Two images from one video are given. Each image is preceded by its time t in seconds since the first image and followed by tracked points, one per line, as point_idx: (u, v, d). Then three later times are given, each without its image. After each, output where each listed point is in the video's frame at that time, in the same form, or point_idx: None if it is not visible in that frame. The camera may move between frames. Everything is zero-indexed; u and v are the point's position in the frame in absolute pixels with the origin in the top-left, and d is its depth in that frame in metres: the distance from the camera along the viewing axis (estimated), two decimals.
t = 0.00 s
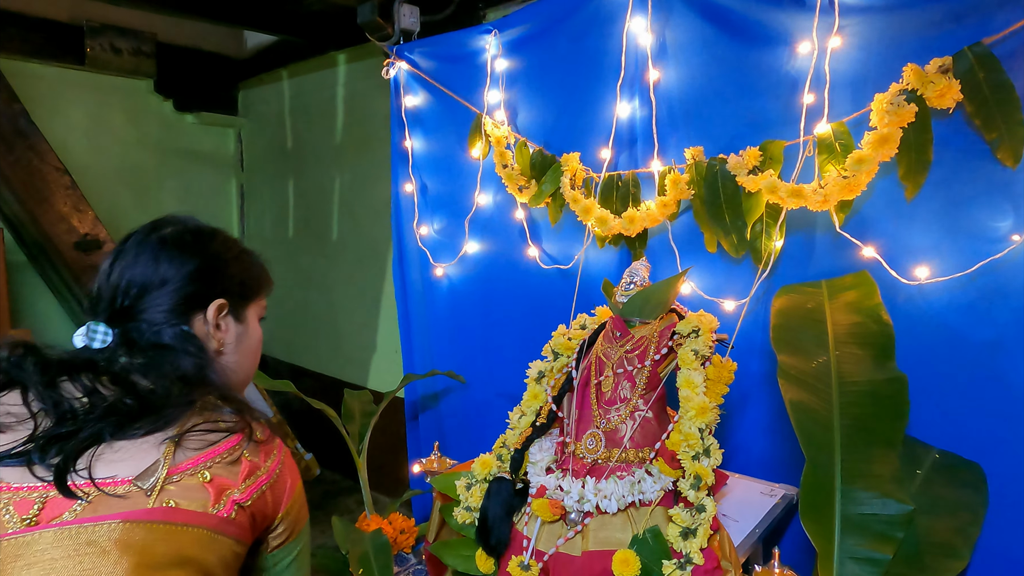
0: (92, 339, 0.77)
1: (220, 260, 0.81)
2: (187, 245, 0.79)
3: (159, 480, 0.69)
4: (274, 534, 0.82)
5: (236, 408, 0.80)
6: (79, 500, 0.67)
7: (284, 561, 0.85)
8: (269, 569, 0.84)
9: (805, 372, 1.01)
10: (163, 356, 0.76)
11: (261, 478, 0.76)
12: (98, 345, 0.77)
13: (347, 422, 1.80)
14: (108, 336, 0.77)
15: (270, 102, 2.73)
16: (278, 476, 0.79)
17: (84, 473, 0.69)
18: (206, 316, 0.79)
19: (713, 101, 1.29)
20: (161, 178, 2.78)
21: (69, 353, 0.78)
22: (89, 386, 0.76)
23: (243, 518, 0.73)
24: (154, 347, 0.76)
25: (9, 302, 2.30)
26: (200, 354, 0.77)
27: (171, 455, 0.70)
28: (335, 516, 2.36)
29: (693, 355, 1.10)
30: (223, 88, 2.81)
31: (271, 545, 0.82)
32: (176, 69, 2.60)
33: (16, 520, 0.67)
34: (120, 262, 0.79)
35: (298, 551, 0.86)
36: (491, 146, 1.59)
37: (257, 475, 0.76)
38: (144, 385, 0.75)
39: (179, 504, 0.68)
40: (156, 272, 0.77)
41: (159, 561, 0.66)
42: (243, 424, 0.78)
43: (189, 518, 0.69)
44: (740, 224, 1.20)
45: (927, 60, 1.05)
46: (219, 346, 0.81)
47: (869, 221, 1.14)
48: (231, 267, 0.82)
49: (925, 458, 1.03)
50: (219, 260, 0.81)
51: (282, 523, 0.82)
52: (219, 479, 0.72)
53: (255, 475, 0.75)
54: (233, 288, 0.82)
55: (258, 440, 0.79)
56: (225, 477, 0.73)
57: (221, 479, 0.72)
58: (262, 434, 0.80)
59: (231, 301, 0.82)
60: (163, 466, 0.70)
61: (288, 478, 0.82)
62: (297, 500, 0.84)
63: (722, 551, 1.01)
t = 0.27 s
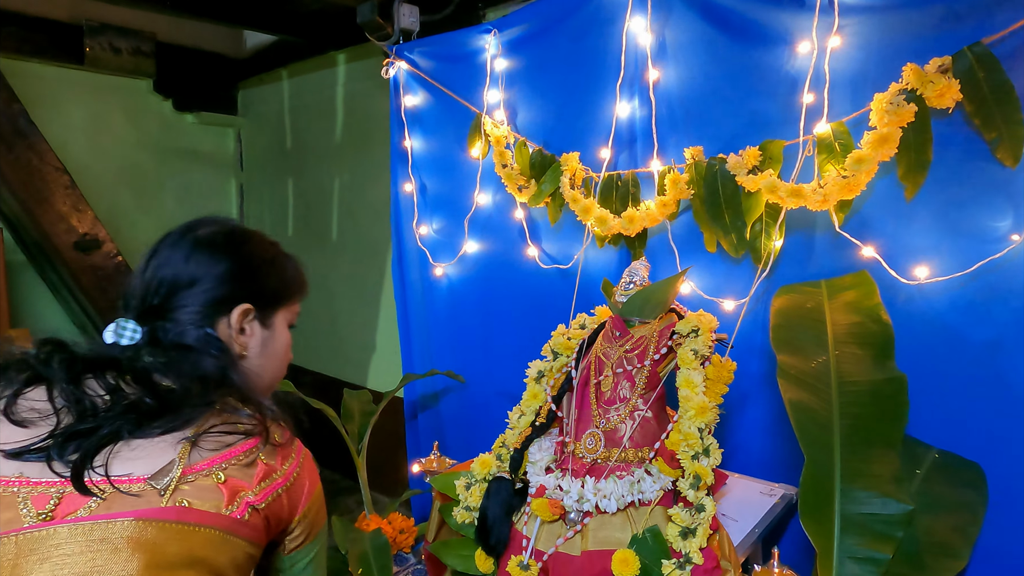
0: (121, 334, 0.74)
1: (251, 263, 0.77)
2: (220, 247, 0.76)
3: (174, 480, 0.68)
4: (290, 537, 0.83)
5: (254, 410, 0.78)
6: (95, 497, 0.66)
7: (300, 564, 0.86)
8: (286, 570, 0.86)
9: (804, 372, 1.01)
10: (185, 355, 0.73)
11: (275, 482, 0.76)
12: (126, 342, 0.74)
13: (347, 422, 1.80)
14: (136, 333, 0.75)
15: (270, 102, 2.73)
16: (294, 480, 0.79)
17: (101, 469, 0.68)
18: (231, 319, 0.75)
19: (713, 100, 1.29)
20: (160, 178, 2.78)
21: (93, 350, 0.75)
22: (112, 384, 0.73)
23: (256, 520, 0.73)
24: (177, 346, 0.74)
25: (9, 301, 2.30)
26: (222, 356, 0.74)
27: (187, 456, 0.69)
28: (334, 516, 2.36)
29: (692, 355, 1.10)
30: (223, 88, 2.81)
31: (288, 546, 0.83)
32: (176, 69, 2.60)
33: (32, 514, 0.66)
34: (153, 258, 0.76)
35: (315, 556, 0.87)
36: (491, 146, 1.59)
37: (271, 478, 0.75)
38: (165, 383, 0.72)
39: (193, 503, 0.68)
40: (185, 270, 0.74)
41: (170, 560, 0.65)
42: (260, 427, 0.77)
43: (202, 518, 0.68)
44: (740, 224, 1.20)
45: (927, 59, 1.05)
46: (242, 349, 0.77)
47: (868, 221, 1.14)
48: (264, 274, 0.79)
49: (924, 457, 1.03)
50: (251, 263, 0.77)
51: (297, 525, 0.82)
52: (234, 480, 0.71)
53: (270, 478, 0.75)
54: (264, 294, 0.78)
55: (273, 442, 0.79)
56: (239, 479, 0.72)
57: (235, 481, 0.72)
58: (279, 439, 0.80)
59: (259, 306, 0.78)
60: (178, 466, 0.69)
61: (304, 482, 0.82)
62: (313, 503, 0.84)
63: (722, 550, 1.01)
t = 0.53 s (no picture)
0: (145, 334, 0.77)
1: (281, 272, 0.80)
2: (248, 254, 0.78)
3: (181, 483, 0.68)
4: (300, 543, 0.82)
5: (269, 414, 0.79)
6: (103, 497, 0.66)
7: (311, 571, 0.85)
8: None
9: (803, 372, 1.01)
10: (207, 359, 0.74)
11: (283, 488, 0.76)
12: (150, 341, 0.77)
13: (346, 422, 1.80)
14: (161, 334, 0.77)
15: (269, 102, 2.73)
16: (303, 487, 0.79)
17: (110, 469, 0.67)
18: (254, 326, 0.78)
19: (712, 101, 1.29)
20: (160, 178, 2.77)
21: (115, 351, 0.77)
22: (129, 384, 0.73)
23: (263, 525, 0.73)
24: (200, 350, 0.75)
25: (8, 302, 2.29)
26: (243, 362, 0.76)
27: (196, 458, 0.69)
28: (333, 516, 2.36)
29: (691, 355, 1.10)
30: (222, 88, 2.81)
31: (299, 553, 0.83)
32: (176, 69, 2.59)
33: (40, 511, 0.66)
34: (184, 263, 0.79)
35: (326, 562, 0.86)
36: (490, 146, 1.59)
37: (278, 483, 0.75)
38: (181, 386, 0.73)
39: (198, 506, 0.67)
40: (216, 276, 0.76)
41: (172, 564, 0.65)
42: (272, 433, 0.76)
43: (207, 523, 0.67)
44: (740, 225, 1.20)
45: (926, 60, 1.05)
46: (262, 356, 0.80)
47: (868, 221, 1.14)
48: (288, 282, 0.81)
49: (924, 457, 1.03)
50: (279, 274, 0.80)
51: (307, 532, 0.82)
52: (241, 483, 0.71)
53: (279, 484, 0.75)
54: (289, 302, 0.81)
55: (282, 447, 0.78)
56: (246, 483, 0.72)
57: (242, 485, 0.71)
58: (291, 445, 0.80)
59: (282, 313, 0.81)
60: (187, 468, 0.68)
61: (315, 489, 0.82)
62: (323, 510, 0.84)
63: (721, 551, 1.01)
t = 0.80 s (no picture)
0: (126, 312, 0.67)
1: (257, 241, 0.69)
2: (233, 223, 0.68)
3: (152, 477, 0.60)
4: (297, 517, 0.71)
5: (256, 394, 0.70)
6: (70, 497, 0.59)
7: (309, 546, 0.72)
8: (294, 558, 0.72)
9: (803, 372, 1.01)
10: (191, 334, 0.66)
11: (269, 467, 0.66)
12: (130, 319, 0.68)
13: (346, 423, 1.80)
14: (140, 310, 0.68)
15: (270, 102, 2.73)
16: (293, 463, 0.69)
17: (78, 467, 0.60)
18: (241, 299, 0.68)
19: (713, 101, 1.30)
20: (160, 178, 2.77)
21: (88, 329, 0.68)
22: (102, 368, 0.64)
23: (247, 513, 0.64)
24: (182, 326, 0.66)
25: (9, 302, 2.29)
26: (229, 338, 0.67)
27: (167, 448, 0.61)
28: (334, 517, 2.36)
29: (691, 356, 1.10)
30: (224, 89, 2.81)
31: (297, 525, 0.71)
32: (177, 70, 2.60)
33: (5, 514, 0.59)
34: (163, 230, 0.68)
35: (327, 531, 0.74)
36: (491, 147, 1.59)
37: (264, 465, 0.66)
38: (158, 367, 0.64)
39: (172, 500, 0.60)
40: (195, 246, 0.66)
41: (144, 562, 0.58)
42: (250, 412, 0.67)
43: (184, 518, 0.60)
44: (740, 225, 1.20)
45: (927, 61, 1.05)
46: (252, 330, 0.70)
47: (868, 222, 1.14)
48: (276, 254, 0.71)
49: (924, 458, 1.03)
50: (262, 242, 0.70)
51: (304, 510, 0.71)
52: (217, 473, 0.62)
53: (261, 465, 0.65)
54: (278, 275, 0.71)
55: (268, 422, 0.68)
56: (224, 471, 0.63)
57: (220, 474, 0.62)
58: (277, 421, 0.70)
59: (271, 284, 0.71)
60: (157, 460, 0.60)
61: (308, 462, 0.71)
62: (321, 480, 0.73)
63: (721, 551, 1.01)
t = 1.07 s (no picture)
0: (70, 253, 0.63)
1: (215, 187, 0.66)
2: (179, 155, 0.65)
3: (95, 485, 0.61)
4: (280, 460, 0.71)
5: (203, 349, 0.66)
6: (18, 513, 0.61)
7: (285, 491, 0.72)
8: (274, 505, 0.72)
9: (805, 373, 1.01)
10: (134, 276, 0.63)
11: (225, 441, 0.66)
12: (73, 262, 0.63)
13: (348, 423, 1.80)
14: (78, 253, 0.63)
15: (272, 103, 2.73)
16: (254, 423, 0.68)
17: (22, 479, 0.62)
18: (193, 236, 0.65)
19: (714, 103, 1.30)
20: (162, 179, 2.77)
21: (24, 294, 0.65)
22: (41, 350, 0.64)
23: (211, 496, 0.66)
24: (125, 268, 0.63)
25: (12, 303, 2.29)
26: (176, 279, 0.64)
27: (105, 452, 0.61)
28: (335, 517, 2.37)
29: (693, 357, 1.10)
30: (226, 90, 2.82)
31: (278, 469, 0.71)
32: (179, 71, 2.60)
33: None
34: (102, 164, 0.63)
35: (303, 475, 0.72)
36: (493, 148, 1.59)
37: (217, 442, 0.65)
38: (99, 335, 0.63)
39: (117, 512, 0.61)
40: (140, 180, 0.62)
41: None
42: (192, 386, 0.64)
43: (133, 526, 0.61)
44: (742, 226, 1.20)
45: (928, 62, 1.05)
46: (204, 270, 0.66)
47: (870, 223, 1.14)
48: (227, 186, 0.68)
49: (925, 459, 1.03)
50: (211, 175, 0.66)
51: (284, 449, 0.70)
52: (164, 471, 0.62)
53: (216, 444, 0.65)
54: (228, 209, 0.68)
55: (220, 387, 0.67)
56: (172, 463, 0.63)
57: (168, 469, 0.63)
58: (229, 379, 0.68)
59: (221, 219, 0.67)
60: (97, 466, 0.61)
61: (276, 409, 0.70)
62: (296, 416, 0.72)
63: (723, 552, 1.01)
